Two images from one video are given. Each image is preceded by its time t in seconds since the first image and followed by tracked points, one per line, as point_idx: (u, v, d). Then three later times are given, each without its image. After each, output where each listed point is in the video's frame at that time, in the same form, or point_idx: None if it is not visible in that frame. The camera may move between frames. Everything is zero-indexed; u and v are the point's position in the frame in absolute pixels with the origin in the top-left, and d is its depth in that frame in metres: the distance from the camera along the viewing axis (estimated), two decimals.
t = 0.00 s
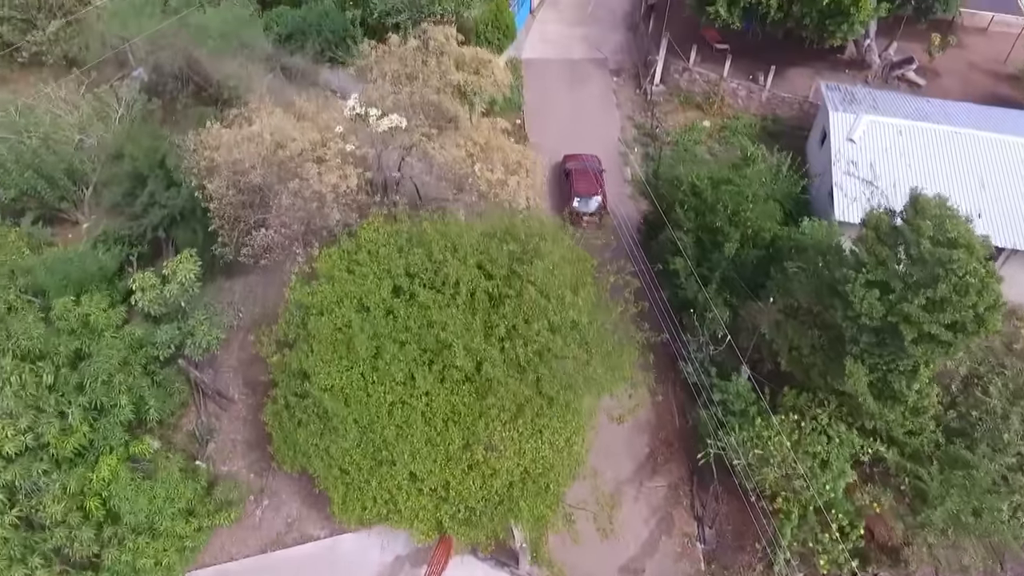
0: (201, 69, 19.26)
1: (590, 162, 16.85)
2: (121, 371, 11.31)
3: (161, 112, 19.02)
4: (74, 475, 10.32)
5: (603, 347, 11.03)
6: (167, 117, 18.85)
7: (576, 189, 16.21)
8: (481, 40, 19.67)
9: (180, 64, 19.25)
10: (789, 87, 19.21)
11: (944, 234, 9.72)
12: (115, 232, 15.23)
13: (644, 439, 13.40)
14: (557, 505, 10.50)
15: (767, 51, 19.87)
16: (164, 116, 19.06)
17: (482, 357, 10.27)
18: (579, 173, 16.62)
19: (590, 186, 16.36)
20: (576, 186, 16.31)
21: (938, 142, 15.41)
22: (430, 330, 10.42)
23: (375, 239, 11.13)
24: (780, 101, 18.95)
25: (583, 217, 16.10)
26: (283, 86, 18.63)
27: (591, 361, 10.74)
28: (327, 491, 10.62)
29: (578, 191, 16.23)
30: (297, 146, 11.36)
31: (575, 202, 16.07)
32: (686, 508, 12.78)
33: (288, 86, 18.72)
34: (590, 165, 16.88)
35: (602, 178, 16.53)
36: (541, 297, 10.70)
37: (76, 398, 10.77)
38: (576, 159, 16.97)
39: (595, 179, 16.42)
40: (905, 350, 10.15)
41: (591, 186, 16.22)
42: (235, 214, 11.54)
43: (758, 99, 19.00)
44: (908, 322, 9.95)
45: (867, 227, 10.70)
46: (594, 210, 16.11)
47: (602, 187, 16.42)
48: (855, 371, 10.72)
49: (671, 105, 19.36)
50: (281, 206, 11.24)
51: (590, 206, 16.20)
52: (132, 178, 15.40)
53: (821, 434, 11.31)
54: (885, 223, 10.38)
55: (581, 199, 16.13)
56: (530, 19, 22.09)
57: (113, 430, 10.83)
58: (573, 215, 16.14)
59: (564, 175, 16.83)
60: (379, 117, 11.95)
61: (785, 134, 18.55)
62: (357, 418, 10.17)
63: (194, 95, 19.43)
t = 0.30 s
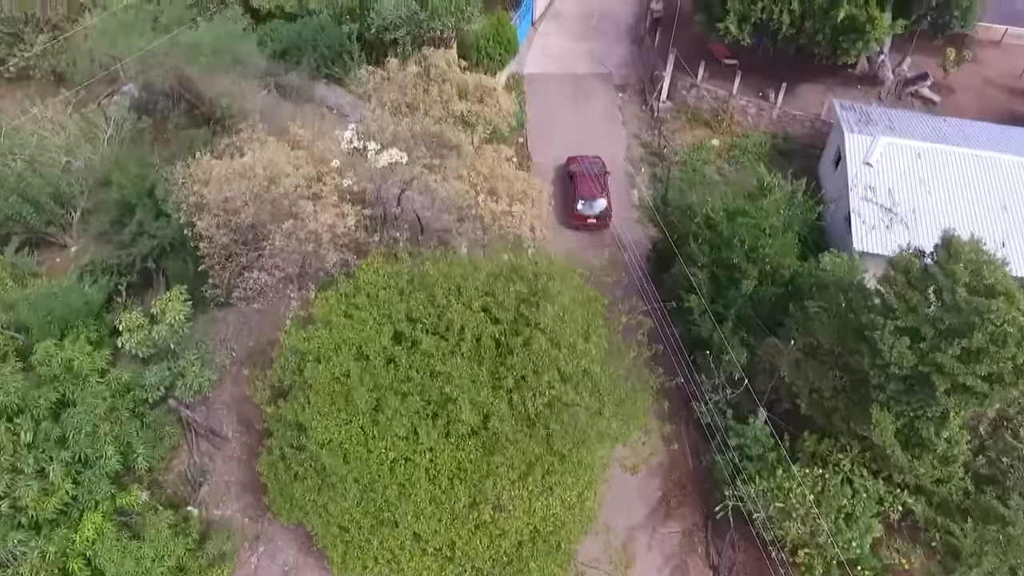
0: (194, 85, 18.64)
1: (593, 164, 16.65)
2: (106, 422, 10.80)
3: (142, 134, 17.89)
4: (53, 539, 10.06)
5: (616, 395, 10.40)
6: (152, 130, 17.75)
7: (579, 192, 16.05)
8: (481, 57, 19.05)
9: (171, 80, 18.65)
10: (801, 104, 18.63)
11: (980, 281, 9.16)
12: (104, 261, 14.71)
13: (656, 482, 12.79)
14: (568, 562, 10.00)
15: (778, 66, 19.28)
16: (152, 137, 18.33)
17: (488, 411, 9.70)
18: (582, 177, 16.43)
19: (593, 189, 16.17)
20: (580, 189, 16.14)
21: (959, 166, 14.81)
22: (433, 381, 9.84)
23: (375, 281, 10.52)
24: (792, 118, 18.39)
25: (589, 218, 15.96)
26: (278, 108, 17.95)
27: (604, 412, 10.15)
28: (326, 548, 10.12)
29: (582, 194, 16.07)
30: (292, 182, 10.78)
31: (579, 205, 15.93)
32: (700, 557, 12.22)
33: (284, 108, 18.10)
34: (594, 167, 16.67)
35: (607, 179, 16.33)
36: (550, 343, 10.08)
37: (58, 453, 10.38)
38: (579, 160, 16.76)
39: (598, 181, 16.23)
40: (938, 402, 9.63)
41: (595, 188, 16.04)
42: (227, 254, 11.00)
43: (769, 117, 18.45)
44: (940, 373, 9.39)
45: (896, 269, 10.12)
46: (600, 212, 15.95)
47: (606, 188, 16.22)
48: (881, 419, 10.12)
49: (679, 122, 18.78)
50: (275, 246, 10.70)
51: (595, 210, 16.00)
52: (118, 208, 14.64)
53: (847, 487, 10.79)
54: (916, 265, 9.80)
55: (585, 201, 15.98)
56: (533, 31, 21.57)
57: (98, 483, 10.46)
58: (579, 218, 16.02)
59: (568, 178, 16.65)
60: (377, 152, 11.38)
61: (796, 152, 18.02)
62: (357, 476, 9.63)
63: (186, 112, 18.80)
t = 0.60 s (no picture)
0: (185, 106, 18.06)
1: (598, 167, 16.82)
2: (88, 480, 10.16)
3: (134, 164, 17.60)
4: None
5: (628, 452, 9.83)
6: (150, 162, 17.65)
7: (584, 195, 16.22)
8: (480, 80, 18.51)
9: (162, 100, 18.08)
10: (813, 123, 18.04)
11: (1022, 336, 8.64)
12: (90, 295, 14.12)
13: (669, 530, 12.22)
14: None
15: (788, 83, 18.72)
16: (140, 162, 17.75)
17: (495, 472, 9.12)
18: (587, 180, 16.56)
19: (598, 191, 16.34)
20: (585, 192, 16.33)
21: (982, 192, 14.22)
22: (437, 440, 9.27)
23: (374, 330, 9.90)
24: (804, 137, 17.79)
25: (593, 222, 16.11)
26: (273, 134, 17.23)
27: (619, 470, 9.54)
28: None
29: (587, 197, 16.24)
30: (285, 223, 10.22)
31: (584, 207, 16.10)
32: None
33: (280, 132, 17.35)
34: (599, 169, 16.84)
35: (611, 182, 16.51)
36: (560, 399, 9.52)
37: (37, 515, 9.78)
38: (584, 164, 16.94)
39: (603, 183, 16.41)
40: (972, 458, 9.02)
41: (600, 191, 16.21)
42: (217, 299, 10.33)
43: (780, 136, 17.87)
44: (979, 431, 8.81)
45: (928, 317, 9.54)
46: (604, 215, 16.12)
47: (611, 191, 16.38)
48: (912, 475, 9.52)
49: (687, 142, 18.21)
50: (269, 292, 10.09)
51: (599, 212, 16.17)
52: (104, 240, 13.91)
53: (872, 544, 10.12)
54: (953, 316, 9.19)
55: (589, 204, 16.16)
56: (535, 44, 21.06)
57: (80, 543, 10.04)
58: (583, 221, 16.15)
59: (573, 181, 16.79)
60: (375, 192, 10.64)
61: (808, 174, 17.45)
62: (356, 543, 9.03)
63: (177, 133, 18.19)
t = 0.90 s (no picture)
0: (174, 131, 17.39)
1: (602, 170, 16.67)
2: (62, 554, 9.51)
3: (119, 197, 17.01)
4: None
5: (645, 527, 9.12)
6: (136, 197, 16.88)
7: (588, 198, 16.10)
8: (481, 100, 17.55)
9: (149, 125, 17.41)
10: (827, 147, 17.30)
11: None
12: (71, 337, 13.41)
13: None
14: None
15: (800, 104, 18.02)
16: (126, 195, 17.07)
17: (503, 551, 8.41)
18: (591, 183, 16.41)
19: (602, 194, 16.20)
20: (589, 195, 16.20)
21: (1010, 226, 13.52)
22: (440, 515, 8.65)
23: (372, 393, 9.22)
24: (818, 161, 17.07)
25: (596, 225, 16.00)
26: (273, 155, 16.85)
27: (636, 552, 8.81)
28: None
29: (591, 200, 16.13)
30: (276, 276, 9.55)
31: (588, 210, 15.99)
32: None
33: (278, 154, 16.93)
34: (603, 173, 16.70)
35: (616, 185, 16.38)
36: (572, 470, 8.82)
37: None
38: (588, 167, 16.81)
39: (608, 186, 16.28)
40: (1016, 533, 8.28)
41: (604, 195, 16.08)
42: (204, 355, 9.71)
43: (792, 159, 17.21)
44: None
45: (968, 379, 8.86)
46: (608, 219, 16.00)
47: (615, 195, 16.27)
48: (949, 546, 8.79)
49: (696, 165, 17.54)
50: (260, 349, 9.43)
51: (603, 216, 16.08)
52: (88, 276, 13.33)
53: None
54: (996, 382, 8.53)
55: (593, 208, 16.04)
56: (537, 60, 20.40)
57: None
58: (586, 224, 16.05)
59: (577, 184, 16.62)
60: (371, 245, 10.09)
61: (822, 199, 16.77)
62: None
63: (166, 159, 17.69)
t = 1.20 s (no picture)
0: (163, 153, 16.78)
1: (604, 172, 16.40)
2: None
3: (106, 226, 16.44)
4: None
5: None
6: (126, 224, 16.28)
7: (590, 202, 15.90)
8: (482, 121, 16.88)
9: (137, 148, 16.74)
10: (841, 168, 16.69)
11: None
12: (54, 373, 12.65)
13: None
14: None
15: (812, 123, 17.41)
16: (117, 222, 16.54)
17: None
18: (593, 185, 16.25)
19: (604, 197, 15.98)
20: (591, 198, 15.97)
21: None
22: None
23: (369, 456, 8.59)
24: (831, 183, 16.46)
25: (599, 227, 15.83)
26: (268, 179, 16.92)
27: None
28: None
29: (593, 203, 15.93)
30: (265, 330, 8.92)
31: (590, 213, 15.80)
32: None
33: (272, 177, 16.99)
34: (605, 174, 16.44)
35: (618, 187, 16.15)
36: (583, 543, 8.28)
37: None
38: (589, 169, 16.55)
39: (610, 189, 16.04)
40: None
41: (606, 198, 15.86)
42: (189, 413, 9.09)
43: (804, 181, 16.61)
44: None
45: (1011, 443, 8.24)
46: (610, 221, 15.84)
47: (618, 197, 16.07)
48: None
49: (704, 187, 16.95)
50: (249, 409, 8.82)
51: (606, 218, 15.91)
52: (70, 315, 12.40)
53: None
54: None
55: (596, 210, 15.88)
56: (538, 76, 19.78)
57: None
58: (588, 227, 15.92)
59: (579, 186, 16.39)
60: (368, 297, 9.47)
61: (835, 223, 16.19)
62: None
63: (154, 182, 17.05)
